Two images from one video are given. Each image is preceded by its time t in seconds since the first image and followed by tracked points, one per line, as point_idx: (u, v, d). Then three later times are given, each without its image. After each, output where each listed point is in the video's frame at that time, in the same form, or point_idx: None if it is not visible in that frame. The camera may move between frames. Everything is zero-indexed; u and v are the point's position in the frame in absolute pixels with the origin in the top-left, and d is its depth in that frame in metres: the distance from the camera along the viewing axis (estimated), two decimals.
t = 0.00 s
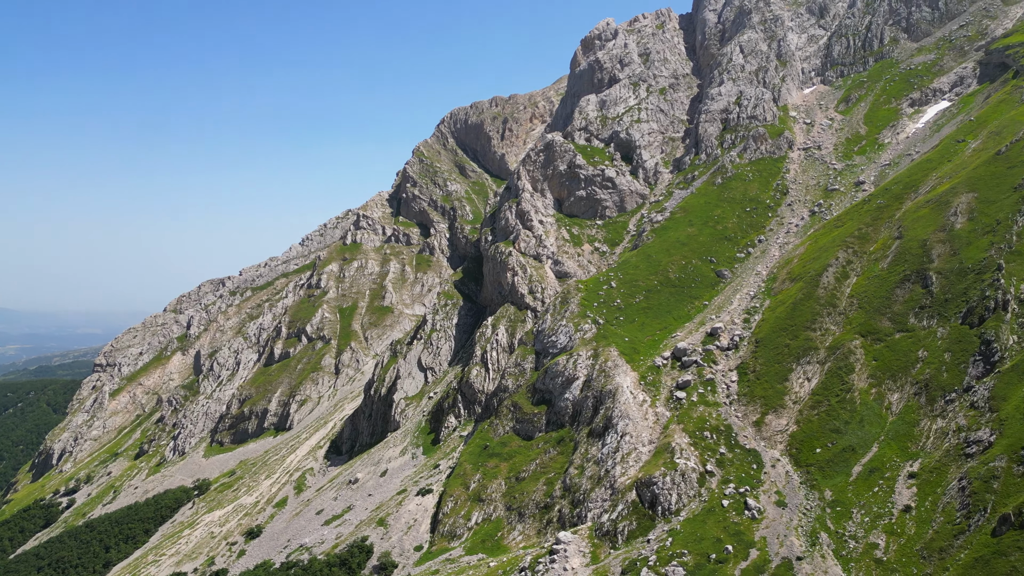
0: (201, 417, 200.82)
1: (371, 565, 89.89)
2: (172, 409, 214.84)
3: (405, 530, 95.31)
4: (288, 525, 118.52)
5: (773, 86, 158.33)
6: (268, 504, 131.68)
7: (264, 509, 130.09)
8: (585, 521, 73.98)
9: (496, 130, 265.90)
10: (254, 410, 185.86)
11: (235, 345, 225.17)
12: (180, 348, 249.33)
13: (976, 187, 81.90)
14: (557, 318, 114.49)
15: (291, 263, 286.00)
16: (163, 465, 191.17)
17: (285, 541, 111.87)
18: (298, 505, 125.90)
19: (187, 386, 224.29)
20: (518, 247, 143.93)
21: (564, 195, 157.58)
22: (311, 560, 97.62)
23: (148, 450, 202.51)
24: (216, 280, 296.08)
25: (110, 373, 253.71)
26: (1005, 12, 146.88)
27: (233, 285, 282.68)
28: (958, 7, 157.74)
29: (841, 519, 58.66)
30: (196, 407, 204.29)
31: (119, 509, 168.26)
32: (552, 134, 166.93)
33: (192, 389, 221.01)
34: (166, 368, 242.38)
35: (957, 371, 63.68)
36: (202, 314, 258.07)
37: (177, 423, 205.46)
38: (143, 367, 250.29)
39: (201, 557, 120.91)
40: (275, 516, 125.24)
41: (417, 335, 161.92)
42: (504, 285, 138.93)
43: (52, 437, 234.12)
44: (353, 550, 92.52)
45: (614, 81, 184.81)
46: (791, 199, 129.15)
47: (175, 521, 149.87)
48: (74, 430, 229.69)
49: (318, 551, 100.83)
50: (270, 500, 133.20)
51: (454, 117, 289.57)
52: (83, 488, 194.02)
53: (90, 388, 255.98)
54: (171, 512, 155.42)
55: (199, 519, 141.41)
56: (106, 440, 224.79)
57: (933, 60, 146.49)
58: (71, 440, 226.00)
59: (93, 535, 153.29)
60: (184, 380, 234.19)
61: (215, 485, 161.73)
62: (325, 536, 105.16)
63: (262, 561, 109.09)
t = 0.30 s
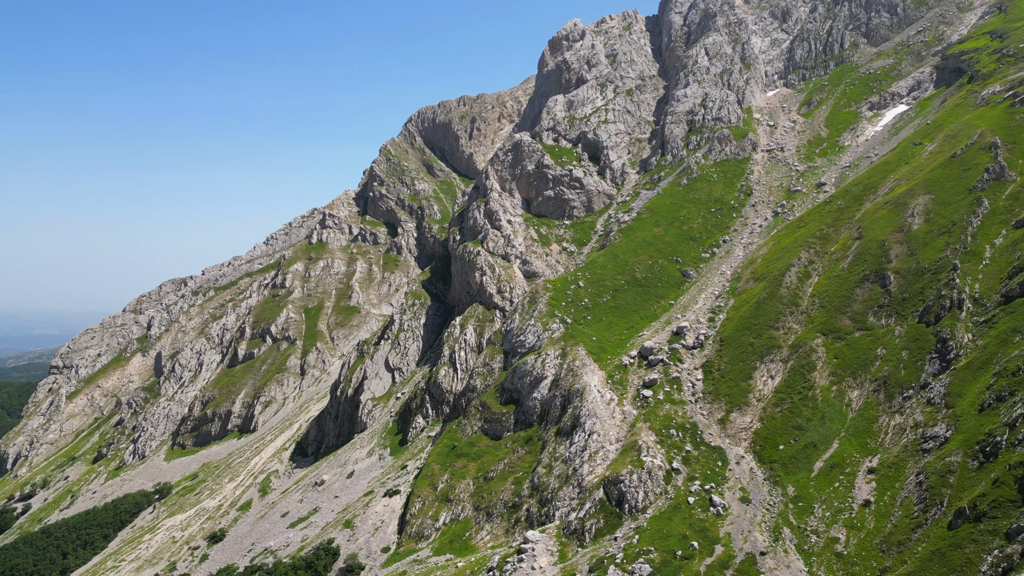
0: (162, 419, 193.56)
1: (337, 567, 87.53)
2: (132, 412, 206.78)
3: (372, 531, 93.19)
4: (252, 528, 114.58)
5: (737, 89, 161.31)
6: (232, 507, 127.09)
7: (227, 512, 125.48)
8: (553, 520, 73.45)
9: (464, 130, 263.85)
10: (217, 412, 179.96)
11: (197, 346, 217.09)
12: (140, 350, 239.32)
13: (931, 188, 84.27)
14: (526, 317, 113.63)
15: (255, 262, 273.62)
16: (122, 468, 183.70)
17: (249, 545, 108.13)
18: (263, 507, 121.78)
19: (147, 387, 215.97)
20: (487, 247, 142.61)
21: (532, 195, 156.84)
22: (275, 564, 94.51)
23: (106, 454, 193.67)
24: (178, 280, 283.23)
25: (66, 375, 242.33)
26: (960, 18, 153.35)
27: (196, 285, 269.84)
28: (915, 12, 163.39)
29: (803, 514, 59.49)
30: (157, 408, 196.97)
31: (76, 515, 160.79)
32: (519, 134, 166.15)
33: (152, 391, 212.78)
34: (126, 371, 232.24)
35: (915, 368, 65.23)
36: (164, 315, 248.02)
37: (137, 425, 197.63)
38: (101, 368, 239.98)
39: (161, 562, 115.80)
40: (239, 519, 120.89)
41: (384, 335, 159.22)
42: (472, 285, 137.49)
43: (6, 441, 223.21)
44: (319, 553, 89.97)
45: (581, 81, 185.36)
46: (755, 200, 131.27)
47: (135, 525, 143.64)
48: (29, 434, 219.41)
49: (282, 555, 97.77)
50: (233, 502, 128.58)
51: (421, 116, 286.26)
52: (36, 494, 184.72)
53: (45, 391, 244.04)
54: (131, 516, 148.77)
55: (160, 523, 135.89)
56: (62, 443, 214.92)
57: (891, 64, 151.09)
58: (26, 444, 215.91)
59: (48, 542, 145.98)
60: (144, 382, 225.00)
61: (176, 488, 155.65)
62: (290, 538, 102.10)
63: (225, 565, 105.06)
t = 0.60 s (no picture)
0: (121, 421, 186.31)
1: (303, 571, 85.17)
2: (90, 415, 199.15)
3: (338, 533, 90.93)
4: (215, 532, 110.54)
5: (703, 91, 163.57)
6: (194, 511, 122.30)
7: (190, 517, 120.60)
8: (521, 519, 72.82)
9: (432, 129, 260.92)
10: (179, 414, 174.07)
11: (159, 346, 208.53)
12: (99, 351, 228.52)
13: (890, 191, 86.53)
14: (494, 317, 112.55)
15: (217, 262, 260.46)
16: (80, 473, 176.25)
17: (213, 549, 104.27)
18: (226, 511, 117.73)
19: (106, 389, 207.46)
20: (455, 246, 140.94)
21: (501, 195, 155.83)
22: (239, 568, 91.38)
23: (62, 458, 184.98)
24: (138, 281, 269.42)
25: (20, 378, 230.91)
26: (917, 24, 158.22)
27: (156, 285, 256.25)
28: (874, 18, 168.20)
29: (767, 510, 60.18)
30: (117, 411, 189.56)
31: (31, 522, 153.45)
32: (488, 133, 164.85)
33: (111, 394, 204.85)
34: (84, 372, 221.59)
35: (874, 366, 66.77)
36: (124, 316, 237.24)
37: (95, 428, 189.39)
38: (58, 370, 229.03)
39: (120, 569, 110.51)
40: (201, 523, 116.46)
41: (351, 336, 156.14)
42: (440, 285, 135.81)
43: None
44: (284, 556, 87.43)
45: (548, 82, 185.27)
46: (720, 201, 133.21)
47: (93, 531, 137.43)
48: None
49: (247, 559, 94.60)
50: (196, 506, 123.75)
51: (388, 115, 281.87)
52: None
53: None
54: (89, 522, 142.21)
55: (120, 528, 130.24)
56: (16, 448, 204.88)
57: (851, 69, 155.30)
58: None
59: None
60: (103, 385, 215.22)
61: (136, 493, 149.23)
62: (254, 542, 98.90)
63: (186, 570, 100.91)
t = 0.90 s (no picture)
0: (78, 425, 179.87)
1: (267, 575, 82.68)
2: (46, 418, 192.61)
3: (304, 536, 88.60)
4: (176, 537, 106.37)
5: (668, 93, 165.50)
6: (155, 516, 117.32)
7: (150, 521, 115.73)
8: (489, 519, 72.00)
9: (399, 128, 257.11)
10: (139, 417, 168.31)
11: (118, 347, 200.48)
12: (55, 353, 217.40)
13: (850, 193, 88.73)
14: (462, 317, 111.29)
15: (178, 262, 250.09)
16: (35, 478, 170.49)
17: (174, 555, 100.27)
18: (188, 515, 113.49)
19: (62, 392, 199.34)
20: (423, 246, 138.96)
21: (469, 195, 154.43)
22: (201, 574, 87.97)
23: (17, 463, 180.55)
24: (96, 280, 257.23)
25: None
26: (876, 30, 162.86)
27: (114, 285, 246.30)
28: (834, 24, 172.75)
29: (731, 507, 60.81)
30: (74, 414, 183.54)
31: None
32: (455, 133, 163.01)
33: (67, 396, 197.00)
34: (39, 375, 210.35)
35: (834, 364, 68.20)
36: (81, 317, 227.10)
37: (51, 432, 183.78)
38: (10, 374, 218.30)
39: None
40: (162, 528, 111.92)
41: (317, 336, 153.17)
42: (407, 285, 133.83)
43: None
44: (247, 560, 84.78)
45: (516, 82, 184.77)
46: (685, 202, 134.95)
47: (49, 537, 131.42)
48: None
49: (210, 563, 91.27)
50: (156, 511, 118.77)
51: (354, 113, 275.35)
52: None
53: None
54: (46, 528, 136.03)
55: (77, 535, 124.15)
56: None
57: (813, 73, 159.14)
58: None
59: None
60: (59, 388, 203.42)
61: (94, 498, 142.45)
62: (217, 547, 95.58)
63: None
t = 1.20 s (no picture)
0: (33, 429, 173.00)
1: None
2: None
3: (268, 540, 86.14)
4: (136, 542, 101.78)
5: (635, 94, 167.16)
6: (113, 520, 112.45)
7: (108, 526, 110.91)
8: (456, 520, 71.03)
9: (365, 126, 252.33)
10: (96, 420, 161.79)
11: (74, 348, 192.29)
12: (7, 356, 205.69)
13: (811, 194, 90.82)
14: (430, 317, 109.68)
15: (138, 262, 241.28)
16: None
17: (133, 560, 96.07)
18: (148, 520, 108.71)
19: (15, 394, 189.68)
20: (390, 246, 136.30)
21: (436, 194, 152.42)
22: None
23: None
24: (51, 279, 245.94)
25: None
26: (836, 35, 167.58)
27: (71, 285, 236.29)
28: (796, 28, 176.92)
29: (696, 504, 61.36)
30: (27, 419, 176.55)
31: None
32: (422, 131, 160.64)
33: (20, 399, 188.11)
34: None
35: (797, 363, 69.55)
36: (35, 317, 215.58)
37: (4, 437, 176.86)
38: None
39: None
40: (121, 533, 107.12)
41: (281, 337, 148.38)
42: (374, 285, 131.35)
43: None
44: (209, 565, 81.71)
45: (484, 81, 183.96)
46: (651, 203, 136.16)
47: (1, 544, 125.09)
48: None
49: (170, 569, 87.78)
50: (115, 515, 113.82)
51: (319, 111, 269.10)
52: None
53: None
54: None
55: (30, 543, 118.04)
56: None
57: (776, 76, 162.68)
58: None
59: None
60: (10, 392, 192.06)
61: (49, 504, 135.54)
62: (178, 552, 91.97)
63: None
